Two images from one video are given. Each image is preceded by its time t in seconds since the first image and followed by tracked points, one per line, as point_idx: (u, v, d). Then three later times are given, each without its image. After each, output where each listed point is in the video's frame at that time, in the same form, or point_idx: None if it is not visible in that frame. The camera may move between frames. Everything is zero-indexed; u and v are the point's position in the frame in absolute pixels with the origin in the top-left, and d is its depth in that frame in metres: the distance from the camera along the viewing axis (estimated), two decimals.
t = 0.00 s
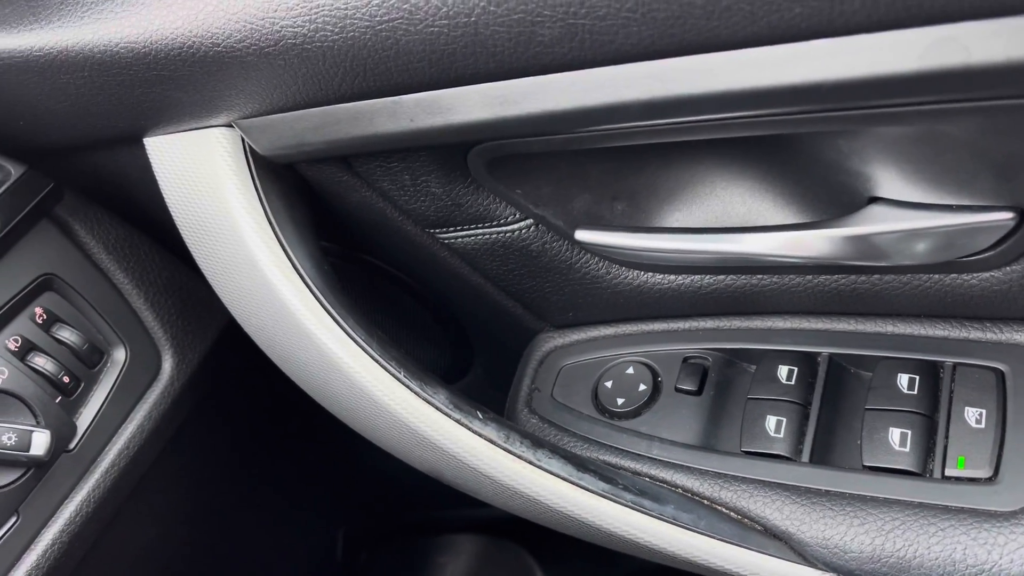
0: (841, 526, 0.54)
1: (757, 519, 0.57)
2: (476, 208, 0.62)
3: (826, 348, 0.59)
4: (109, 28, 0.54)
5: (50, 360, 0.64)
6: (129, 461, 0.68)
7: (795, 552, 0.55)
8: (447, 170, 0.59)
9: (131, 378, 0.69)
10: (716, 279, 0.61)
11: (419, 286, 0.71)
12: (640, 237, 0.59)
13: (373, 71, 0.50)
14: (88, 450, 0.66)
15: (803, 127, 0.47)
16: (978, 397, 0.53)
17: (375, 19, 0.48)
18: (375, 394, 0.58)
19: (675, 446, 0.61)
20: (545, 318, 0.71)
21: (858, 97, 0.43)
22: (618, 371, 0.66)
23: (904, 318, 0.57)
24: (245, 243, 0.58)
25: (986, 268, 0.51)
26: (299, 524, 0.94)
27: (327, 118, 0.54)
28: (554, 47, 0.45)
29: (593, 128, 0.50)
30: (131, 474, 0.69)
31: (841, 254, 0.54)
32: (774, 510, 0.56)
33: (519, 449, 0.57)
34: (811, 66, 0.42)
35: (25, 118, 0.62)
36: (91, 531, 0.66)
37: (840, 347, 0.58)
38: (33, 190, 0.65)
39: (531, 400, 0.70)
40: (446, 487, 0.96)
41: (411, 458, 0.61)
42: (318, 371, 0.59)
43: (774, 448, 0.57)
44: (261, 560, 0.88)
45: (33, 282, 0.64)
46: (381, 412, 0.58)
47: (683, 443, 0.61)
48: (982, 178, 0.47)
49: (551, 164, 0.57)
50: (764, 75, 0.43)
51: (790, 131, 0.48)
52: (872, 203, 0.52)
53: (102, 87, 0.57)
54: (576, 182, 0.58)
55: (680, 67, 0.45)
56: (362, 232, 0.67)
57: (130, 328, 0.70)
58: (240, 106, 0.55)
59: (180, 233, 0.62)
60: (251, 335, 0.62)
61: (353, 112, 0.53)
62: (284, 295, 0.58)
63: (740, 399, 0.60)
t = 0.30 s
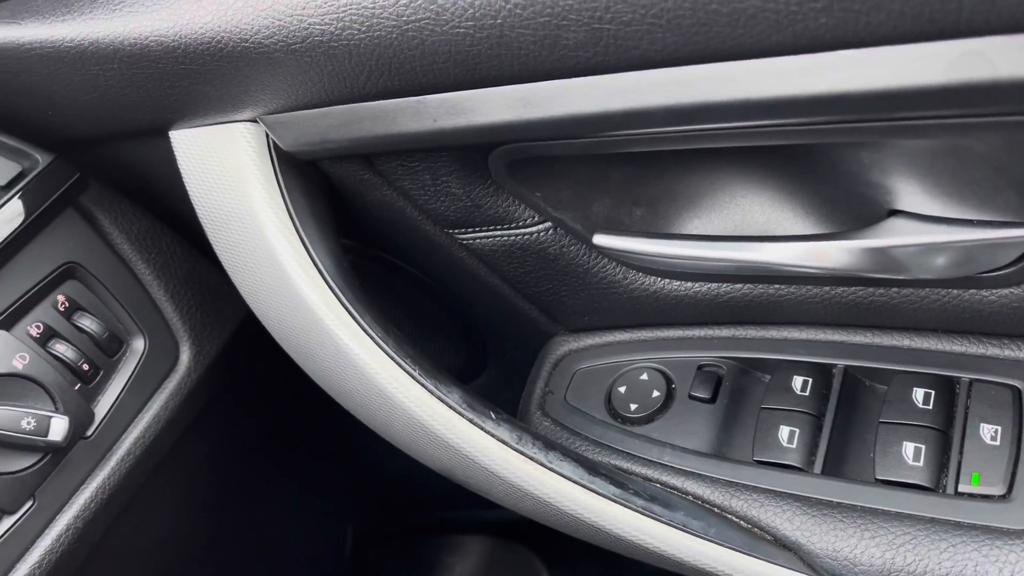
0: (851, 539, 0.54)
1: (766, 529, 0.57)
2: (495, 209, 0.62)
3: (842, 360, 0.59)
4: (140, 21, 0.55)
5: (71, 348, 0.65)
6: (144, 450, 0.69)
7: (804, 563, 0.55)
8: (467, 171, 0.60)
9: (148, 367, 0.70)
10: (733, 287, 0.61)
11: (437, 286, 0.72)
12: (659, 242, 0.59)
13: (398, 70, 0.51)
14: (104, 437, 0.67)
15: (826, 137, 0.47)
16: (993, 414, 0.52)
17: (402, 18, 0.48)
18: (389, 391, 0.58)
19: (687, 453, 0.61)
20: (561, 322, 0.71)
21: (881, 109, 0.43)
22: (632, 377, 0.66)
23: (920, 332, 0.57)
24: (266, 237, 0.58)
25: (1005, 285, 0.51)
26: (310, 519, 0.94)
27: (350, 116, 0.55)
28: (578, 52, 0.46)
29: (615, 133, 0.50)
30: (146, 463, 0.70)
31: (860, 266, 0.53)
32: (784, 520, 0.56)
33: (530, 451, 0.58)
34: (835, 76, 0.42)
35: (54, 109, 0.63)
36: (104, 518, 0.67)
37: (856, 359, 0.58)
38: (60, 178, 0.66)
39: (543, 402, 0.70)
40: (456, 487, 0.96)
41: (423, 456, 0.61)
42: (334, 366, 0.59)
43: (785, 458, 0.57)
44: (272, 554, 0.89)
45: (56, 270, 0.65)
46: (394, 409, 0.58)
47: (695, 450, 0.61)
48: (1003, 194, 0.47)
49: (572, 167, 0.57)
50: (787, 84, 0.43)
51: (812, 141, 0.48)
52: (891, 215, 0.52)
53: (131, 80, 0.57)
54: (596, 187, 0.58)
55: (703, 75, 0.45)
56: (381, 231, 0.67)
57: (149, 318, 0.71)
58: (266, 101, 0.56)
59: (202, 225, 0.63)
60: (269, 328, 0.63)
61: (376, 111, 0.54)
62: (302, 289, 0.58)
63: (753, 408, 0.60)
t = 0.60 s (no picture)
0: (868, 549, 0.54)
1: (783, 537, 0.57)
2: (523, 210, 0.62)
3: (864, 371, 0.59)
4: (182, 14, 0.56)
5: (100, 333, 0.66)
6: (169, 436, 0.70)
7: (820, 572, 0.55)
8: (497, 171, 0.60)
9: (175, 355, 0.71)
10: (757, 295, 0.61)
11: (462, 285, 0.72)
12: (687, 247, 0.59)
13: (433, 69, 0.51)
14: (130, 422, 0.67)
15: (857, 147, 0.47)
16: (1016, 431, 0.52)
17: (439, 18, 0.49)
18: (412, 385, 0.59)
19: (706, 458, 0.61)
20: (584, 324, 0.71)
21: (915, 120, 0.43)
22: (653, 382, 0.66)
23: (944, 346, 0.57)
24: (296, 230, 0.59)
25: None
26: (327, 515, 0.94)
27: (384, 113, 0.56)
28: (613, 56, 0.46)
29: (646, 137, 0.50)
30: (170, 449, 0.70)
31: (887, 277, 0.53)
32: (801, 529, 0.56)
33: (550, 450, 0.58)
34: (868, 87, 0.43)
35: (94, 97, 0.64)
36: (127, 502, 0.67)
37: (879, 371, 0.58)
38: (97, 166, 0.68)
39: (564, 403, 0.70)
40: (472, 485, 0.97)
41: (444, 452, 0.62)
42: (359, 360, 0.60)
43: (805, 467, 0.57)
44: (289, 546, 0.89)
45: (89, 256, 0.67)
46: (417, 404, 0.59)
47: (714, 456, 0.61)
48: None
49: (601, 170, 0.58)
50: (820, 93, 0.44)
51: (843, 150, 0.48)
52: (920, 228, 0.52)
53: (170, 71, 0.59)
54: (625, 190, 0.59)
55: (737, 81, 0.45)
56: (409, 229, 0.68)
57: (178, 307, 0.72)
58: (301, 96, 0.57)
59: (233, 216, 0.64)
60: (296, 320, 0.64)
61: (410, 109, 0.55)
62: (330, 283, 0.59)
63: (773, 417, 0.60)
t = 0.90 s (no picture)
0: (891, 571, 0.54)
1: (806, 554, 0.57)
2: (563, 213, 0.63)
3: (894, 393, 0.58)
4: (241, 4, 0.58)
5: (142, 312, 0.67)
6: (201, 417, 0.70)
7: None
8: (539, 173, 0.61)
9: (211, 338, 0.71)
10: (793, 311, 0.61)
11: (498, 286, 0.72)
12: (725, 259, 0.59)
13: (483, 68, 0.52)
14: (165, 401, 0.68)
15: (903, 166, 0.47)
16: None
17: (492, 19, 0.50)
18: (445, 380, 0.59)
19: (732, 470, 0.61)
20: (616, 330, 0.71)
21: (962, 141, 0.43)
22: (683, 391, 0.67)
23: (981, 372, 0.56)
24: (338, 220, 0.60)
25: None
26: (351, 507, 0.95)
27: (431, 110, 0.56)
28: (662, 63, 0.47)
29: (690, 145, 0.51)
30: (204, 430, 0.71)
31: (926, 298, 0.53)
32: (825, 546, 0.56)
33: (578, 453, 0.59)
34: (917, 107, 0.43)
35: (151, 81, 0.66)
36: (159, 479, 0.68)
37: (911, 394, 0.58)
38: (146, 149, 0.69)
39: (592, 409, 0.70)
40: (499, 487, 0.97)
41: (471, 449, 0.63)
42: (393, 353, 0.61)
43: (833, 485, 0.57)
44: (314, 535, 0.90)
45: (135, 237, 0.68)
46: (449, 399, 0.60)
47: (741, 469, 0.61)
48: None
49: (643, 176, 0.58)
50: (870, 108, 0.44)
51: (889, 169, 0.48)
52: (964, 251, 0.51)
53: (226, 59, 0.60)
54: (666, 197, 0.59)
55: (785, 94, 0.45)
56: (448, 226, 0.68)
57: (218, 290, 0.73)
58: (351, 89, 0.58)
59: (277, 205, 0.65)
60: (333, 311, 0.65)
61: (457, 107, 0.55)
62: (369, 275, 0.60)
63: (802, 433, 0.60)
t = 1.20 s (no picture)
0: None
1: None
2: (632, 224, 0.63)
3: (955, 437, 0.58)
4: None
5: (215, 282, 0.70)
6: (259, 391, 0.72)
7: None
8: (612, 183, 0.61)
9: (278, 314, 0.73)
10: (857, 344, 0.60)
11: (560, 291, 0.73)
12: (797, 285, 0.59)
13: (569, 74, 0.53)
14: (227, 370, 0.70)
15: (984, 208, 0.46)
16: None
17: (583, 26, 0.51)
18: (499, 378, 0.60)
19: (776, 497, 0.61)
20: (673, 346, 0.71)
21: None
22: (735, 413, 0.66)
23: None
24: (411, 211, 0.62)
25: None
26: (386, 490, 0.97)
27: (514, 111, 0.57)
28: (748, 83, 0.47)
29: (765, 168, 0.51)
30: (262, 403, 0.72)
31: (997, 345, 0.52)
32: None
33: (625, 463, 0.59)
34: (1004, 148, 0.42)
35: (247, 60, 0.68)
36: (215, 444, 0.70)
37: (970, 440, 0.57)
38: (234, 126, 0.72)
39: (641, 421, 0.70)
40: (540, 492, 0.97)
41: (519, 448, 0.63)
42: (451, 345, 0.62)
43: (880, 523, 0.57)
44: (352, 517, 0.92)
45: (215, 210, 0.71)
46: (501, 397, 0.61)
47: (787, 497, 0.61)
48: None
49: (716, 194, 0.58)
50: (955, 145, 0.44)
51: (969, 209, 0.47)
52: None
53: (320, 45, 0.62)
54: (737, 218, 0.59)
55: (869, 125, 0.45)
56: (516, 228, 0.69)
57: (287, 269, 0.74)
58: (437, 85, 0.60)
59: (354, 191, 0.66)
60: (397, 298, 0.66)
61: (539, 111, 0.56)
62: (436, 266, 0.61)
63: (853, 468, 0.60)
